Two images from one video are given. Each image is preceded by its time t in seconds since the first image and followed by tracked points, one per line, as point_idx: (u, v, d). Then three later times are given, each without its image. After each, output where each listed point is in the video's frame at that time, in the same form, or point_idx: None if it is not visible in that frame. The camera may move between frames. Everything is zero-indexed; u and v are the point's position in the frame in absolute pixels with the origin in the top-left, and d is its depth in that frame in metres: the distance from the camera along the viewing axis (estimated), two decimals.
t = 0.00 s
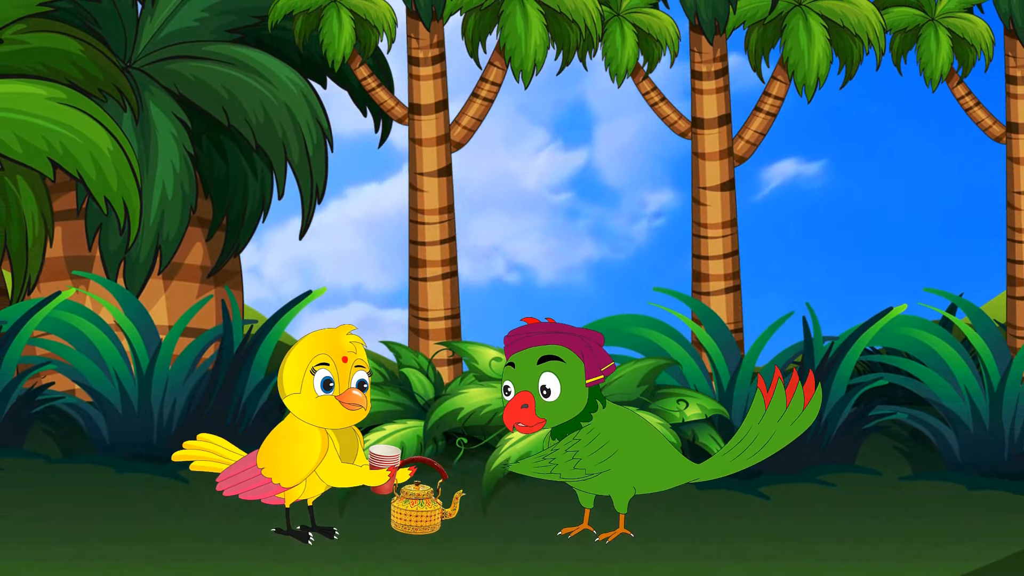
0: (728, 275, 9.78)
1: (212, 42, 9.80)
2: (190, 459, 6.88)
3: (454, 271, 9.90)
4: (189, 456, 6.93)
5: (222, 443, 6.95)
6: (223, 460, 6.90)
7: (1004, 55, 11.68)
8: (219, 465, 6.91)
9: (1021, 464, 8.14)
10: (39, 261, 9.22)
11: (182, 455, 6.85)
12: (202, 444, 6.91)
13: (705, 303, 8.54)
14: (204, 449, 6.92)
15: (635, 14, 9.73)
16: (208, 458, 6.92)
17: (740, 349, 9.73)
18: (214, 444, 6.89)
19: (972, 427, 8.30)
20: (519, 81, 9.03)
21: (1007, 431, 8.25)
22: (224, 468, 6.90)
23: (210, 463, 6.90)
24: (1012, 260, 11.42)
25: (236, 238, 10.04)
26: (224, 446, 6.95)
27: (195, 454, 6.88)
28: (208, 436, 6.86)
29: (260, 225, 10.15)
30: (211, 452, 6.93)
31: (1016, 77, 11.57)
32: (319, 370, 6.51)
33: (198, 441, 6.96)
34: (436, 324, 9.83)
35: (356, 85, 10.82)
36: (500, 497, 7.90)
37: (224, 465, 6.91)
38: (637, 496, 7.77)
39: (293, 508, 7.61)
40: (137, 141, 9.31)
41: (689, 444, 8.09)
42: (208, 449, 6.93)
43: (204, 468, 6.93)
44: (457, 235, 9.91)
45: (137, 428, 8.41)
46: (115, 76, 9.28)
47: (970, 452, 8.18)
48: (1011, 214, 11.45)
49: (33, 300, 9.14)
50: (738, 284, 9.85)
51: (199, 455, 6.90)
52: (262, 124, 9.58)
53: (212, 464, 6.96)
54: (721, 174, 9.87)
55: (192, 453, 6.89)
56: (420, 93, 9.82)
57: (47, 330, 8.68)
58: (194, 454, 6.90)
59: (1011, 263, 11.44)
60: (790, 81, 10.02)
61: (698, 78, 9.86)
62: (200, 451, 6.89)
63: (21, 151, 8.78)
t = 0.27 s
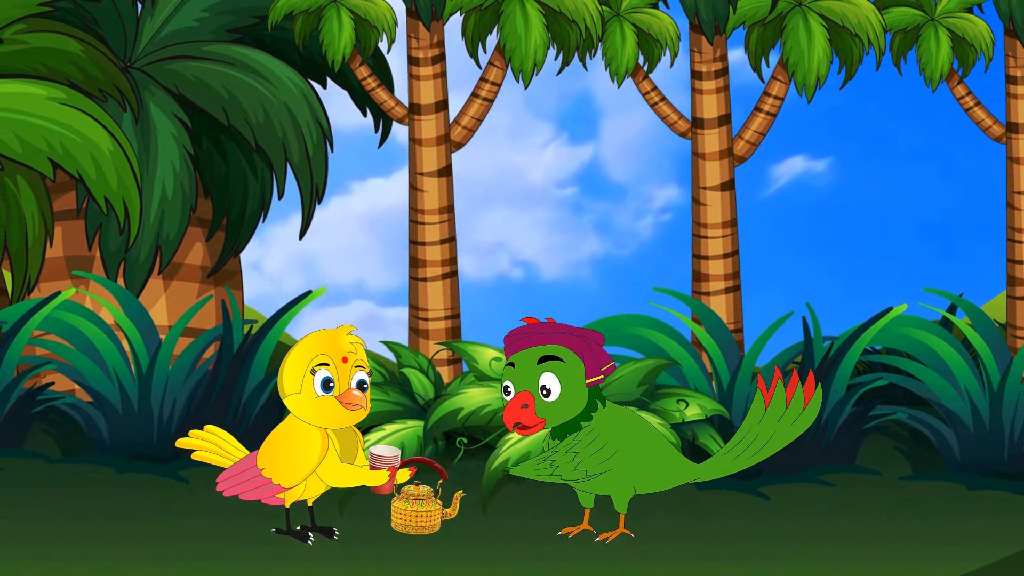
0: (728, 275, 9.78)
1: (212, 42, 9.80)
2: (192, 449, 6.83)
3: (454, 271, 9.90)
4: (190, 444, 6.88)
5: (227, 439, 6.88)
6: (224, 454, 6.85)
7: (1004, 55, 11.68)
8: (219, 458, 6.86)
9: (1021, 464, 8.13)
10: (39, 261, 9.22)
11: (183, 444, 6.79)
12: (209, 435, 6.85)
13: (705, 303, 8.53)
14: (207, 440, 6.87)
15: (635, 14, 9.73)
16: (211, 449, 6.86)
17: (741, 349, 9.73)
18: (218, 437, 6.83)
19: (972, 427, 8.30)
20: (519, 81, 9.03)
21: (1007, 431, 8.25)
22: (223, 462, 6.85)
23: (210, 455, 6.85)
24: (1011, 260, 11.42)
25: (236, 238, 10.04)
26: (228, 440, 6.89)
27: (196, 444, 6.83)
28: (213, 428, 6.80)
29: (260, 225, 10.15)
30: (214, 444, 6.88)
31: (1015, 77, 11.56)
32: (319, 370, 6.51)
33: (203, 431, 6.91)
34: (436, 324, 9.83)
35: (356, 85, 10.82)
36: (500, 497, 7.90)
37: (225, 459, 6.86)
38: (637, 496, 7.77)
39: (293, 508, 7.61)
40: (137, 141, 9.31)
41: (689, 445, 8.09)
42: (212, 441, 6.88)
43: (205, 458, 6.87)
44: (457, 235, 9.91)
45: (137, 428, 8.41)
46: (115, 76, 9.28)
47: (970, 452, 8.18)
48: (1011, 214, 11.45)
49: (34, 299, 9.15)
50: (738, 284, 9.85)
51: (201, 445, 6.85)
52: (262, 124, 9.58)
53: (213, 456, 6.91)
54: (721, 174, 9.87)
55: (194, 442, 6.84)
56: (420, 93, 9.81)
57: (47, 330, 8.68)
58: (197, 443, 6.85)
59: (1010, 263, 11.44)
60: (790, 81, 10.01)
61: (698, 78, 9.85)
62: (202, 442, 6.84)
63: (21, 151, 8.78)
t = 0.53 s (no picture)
0: (729, 275, 9.78)
1: (212, 42, 9.80)
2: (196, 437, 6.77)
3: (454, 271, 9.89)
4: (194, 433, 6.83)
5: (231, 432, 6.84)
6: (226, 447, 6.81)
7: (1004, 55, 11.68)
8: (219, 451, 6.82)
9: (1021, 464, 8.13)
10: (39, 261, 9.22)
11: (188, 432, 6.74)
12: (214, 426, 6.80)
13: (705, 303, 8.53)
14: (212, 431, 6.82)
15: (635, 14, 9.73)
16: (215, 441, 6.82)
17: (741, 349, 9.73)
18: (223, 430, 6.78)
19: (972, 427, 8.30)
20: (519, 81, 9.03)
21: (1007, 431, 8.25)
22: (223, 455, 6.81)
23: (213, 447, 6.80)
24: (1011, 260, 11.42)
25: (236, 238, 10.04)
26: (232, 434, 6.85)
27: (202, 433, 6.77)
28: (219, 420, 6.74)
29: (260, 225, 10.14)
30: (219, 435, 6.83)
31: (1016, 77, 11.56)
32: (319, 370, 6.51)
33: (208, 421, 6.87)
34: (436, 324, 9.83)
35: (356, 85, 10.83)
36: (500, 497, 7.90)
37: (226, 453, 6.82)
38: (637, 496, 7.77)
39: (293, 508, 7.61)
40: (137, 141, 9.31)
41: (689, 444, 8.09)
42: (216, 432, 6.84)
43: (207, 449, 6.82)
44: (457, 235, 9.91)
45: (137, 428, 8.40)
46: (115, 76, 9.28)
47: (970, 452, 8.18)
48: (1011, 214, 11.46)
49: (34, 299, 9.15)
50: (738, 284, 9.85)
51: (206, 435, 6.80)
52: (262, 124, 9.58)
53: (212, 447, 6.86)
54: (721, 174, 9.87)
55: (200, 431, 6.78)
56: (419, 93, 9.81)
57: (47, 330, 8.67)
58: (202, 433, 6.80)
59: (1010, 263, 11.44)
60: (790, 80, 10.01)
61: (698, 78, 9.85)
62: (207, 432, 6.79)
63: (21, 151, 8.79)
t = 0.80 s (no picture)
0: (732, 273, 9.69)
1: (210, 37, 9.71)
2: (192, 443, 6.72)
3: (455, 269, 9.80)
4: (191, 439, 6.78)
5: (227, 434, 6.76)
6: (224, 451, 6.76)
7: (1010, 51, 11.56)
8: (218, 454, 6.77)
9: None
10: (35, 259, 9.11)
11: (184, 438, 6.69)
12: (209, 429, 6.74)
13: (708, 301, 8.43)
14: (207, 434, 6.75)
15: (637, 9, 9.65)
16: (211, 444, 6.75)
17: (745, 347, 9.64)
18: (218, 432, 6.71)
19: (978, 427, 8.19)
20: (520, 77, 8.93)
21: (1015, 431, 8.14)
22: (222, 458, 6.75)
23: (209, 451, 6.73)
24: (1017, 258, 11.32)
25: (234, 235, 9.94)
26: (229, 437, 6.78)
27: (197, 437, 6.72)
28: (214, 423, 6.66)
29: (258, 221, 10.05)
30: (215, 438, 6.77)
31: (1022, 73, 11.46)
32: (318, 369, 6.42)
33: (204, 425, 6.81)
34: (437, 322, 9.74)
35: (356, 81, 10.74)
36: (501, 497, 7.82)
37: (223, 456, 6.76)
38: (640, 496, 7.69)
39: (292, 509, 7.52)
40: (134, 138, 9.22)
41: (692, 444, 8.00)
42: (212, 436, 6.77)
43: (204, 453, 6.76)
44: (457, 233, 9.81)
45: (134, 427, 8.31)
46: (111, 71, 9.14)
47: (977, 451, 8.09)
48: (1016, 211, 11.37)
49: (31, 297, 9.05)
50: (743, 283, 9.77)
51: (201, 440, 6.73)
52: (260, 120, 9.49)
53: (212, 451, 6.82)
54: (725, 171, 9.78)
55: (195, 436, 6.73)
56: (420, 89, 9.72)
57: (43, 329, 8.52)
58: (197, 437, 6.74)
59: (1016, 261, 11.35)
60: (795, 76, 9.91)
61: (702, 74, 9.76)
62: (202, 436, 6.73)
63: (17, 147, 8.70)
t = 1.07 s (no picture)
0: (739, 270, 9.56)
1: (206, 29, 9.59)
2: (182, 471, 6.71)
3: (456, 266, 9.66)
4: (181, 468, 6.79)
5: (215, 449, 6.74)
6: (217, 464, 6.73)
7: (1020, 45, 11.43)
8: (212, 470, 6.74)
9: None
10: (28, 255, 8.94)
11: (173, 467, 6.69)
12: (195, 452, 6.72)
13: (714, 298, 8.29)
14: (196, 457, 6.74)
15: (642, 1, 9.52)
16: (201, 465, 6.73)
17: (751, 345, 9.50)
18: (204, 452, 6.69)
19: (989, 426, 8.04)
20: (522, 70, 8.80)
21: None
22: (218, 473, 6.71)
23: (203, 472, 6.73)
24: None
25: (232, 231, 9.80)
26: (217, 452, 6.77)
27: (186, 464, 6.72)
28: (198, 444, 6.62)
29: (256, 217, 9.90)
30: (204, 459, 6.75)
31: None
32: (317, 367, 6.29)
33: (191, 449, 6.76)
34: (438, 320, 9.60)
35: (356, 74, 10.61)
36: (503, 497, 7.69)
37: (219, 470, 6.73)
38: (644, 496, 7.56)
39: (291, 509, 7.39)
40: (130, 132, 9.09)
41: (698, 444, 7.86)
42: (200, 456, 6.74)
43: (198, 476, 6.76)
44: (459, 229, 9.68)
45: (130, 427, 8.18)
46: (106, 64, 9.01)
47: (987, 452, 7.95)
48: None
49: (25, 294, 8.90)
50: (749, 279, 9.63)
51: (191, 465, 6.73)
52: (258, 114, 9.35)
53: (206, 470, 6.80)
54: (731, 166, 9.64)
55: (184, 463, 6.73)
56: (420, 82, 9.59)
57: (36, 326, 8.35)
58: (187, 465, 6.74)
59: None
60: (802, 69, 9.78)
61: (708, 67, 9.62)
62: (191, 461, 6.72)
63: (9, 141, 8.56)
